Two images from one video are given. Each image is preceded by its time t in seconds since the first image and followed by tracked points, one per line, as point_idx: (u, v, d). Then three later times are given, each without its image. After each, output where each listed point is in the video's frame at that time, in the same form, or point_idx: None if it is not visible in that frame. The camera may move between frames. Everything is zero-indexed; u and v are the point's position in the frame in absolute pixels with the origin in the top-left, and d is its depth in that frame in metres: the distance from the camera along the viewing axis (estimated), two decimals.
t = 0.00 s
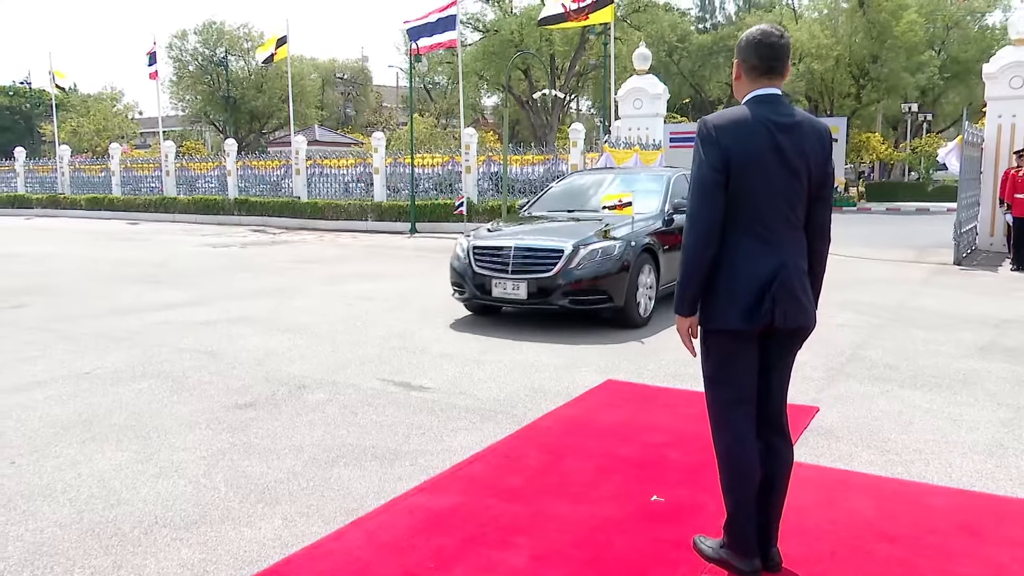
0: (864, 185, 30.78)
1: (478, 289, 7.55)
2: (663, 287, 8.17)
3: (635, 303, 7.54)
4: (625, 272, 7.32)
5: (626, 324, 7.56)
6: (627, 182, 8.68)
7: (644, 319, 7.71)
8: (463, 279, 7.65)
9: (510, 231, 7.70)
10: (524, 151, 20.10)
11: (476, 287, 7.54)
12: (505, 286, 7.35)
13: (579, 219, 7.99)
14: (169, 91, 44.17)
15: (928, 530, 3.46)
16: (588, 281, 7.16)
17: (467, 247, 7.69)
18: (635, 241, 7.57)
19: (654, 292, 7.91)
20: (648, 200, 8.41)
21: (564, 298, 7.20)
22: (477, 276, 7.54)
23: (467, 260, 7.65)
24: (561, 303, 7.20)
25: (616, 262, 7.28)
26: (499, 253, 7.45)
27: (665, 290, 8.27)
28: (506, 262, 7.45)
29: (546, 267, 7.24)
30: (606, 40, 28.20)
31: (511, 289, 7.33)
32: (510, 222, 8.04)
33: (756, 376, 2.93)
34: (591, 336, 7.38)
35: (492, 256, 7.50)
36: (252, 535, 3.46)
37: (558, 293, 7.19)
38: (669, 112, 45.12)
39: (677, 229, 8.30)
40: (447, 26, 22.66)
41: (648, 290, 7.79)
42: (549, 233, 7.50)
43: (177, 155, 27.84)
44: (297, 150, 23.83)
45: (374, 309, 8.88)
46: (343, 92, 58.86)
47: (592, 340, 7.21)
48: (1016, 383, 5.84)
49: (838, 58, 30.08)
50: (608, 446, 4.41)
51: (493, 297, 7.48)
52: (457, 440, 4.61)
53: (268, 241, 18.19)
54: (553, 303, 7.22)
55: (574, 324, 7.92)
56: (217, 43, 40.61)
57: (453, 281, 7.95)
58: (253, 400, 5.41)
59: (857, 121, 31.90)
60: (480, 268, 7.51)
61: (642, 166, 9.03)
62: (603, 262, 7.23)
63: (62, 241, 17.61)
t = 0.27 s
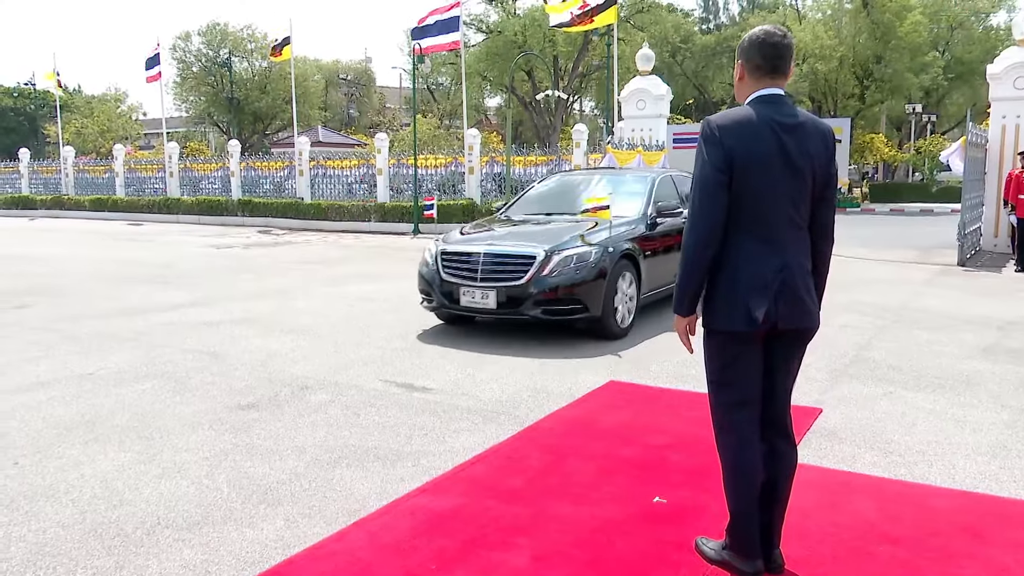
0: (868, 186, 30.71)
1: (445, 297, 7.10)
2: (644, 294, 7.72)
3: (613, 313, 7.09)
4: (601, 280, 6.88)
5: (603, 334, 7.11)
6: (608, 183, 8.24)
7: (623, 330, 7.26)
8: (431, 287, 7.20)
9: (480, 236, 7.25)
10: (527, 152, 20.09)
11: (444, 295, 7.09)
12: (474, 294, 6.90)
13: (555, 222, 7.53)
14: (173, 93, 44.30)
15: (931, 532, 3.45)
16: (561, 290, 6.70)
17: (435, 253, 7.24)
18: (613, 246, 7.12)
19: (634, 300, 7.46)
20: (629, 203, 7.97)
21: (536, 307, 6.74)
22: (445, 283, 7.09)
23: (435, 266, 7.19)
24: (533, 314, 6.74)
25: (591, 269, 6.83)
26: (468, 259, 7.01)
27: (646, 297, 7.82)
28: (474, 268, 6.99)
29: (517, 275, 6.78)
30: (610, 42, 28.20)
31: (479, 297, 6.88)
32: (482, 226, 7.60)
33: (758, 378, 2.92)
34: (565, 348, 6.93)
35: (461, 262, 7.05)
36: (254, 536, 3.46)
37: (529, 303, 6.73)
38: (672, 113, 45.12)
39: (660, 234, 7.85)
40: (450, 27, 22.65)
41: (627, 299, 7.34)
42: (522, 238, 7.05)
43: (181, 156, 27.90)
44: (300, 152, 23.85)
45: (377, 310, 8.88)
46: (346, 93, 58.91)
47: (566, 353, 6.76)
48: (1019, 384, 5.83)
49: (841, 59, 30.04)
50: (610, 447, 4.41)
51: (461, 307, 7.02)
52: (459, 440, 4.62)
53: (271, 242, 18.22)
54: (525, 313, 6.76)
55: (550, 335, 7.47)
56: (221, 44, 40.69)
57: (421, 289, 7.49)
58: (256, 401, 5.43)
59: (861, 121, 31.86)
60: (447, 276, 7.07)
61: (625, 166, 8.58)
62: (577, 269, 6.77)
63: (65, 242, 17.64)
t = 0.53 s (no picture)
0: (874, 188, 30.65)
1: (404, 308, 6.65)
2: (624, 304, 7.22)
3: (585, 325, 6.61)
4: (571, 291, 6.42)
5: (574, 349, 6.63)
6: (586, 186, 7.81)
7: (598, 343, 6.78)
8: (389, 297, 6.76)
9: (444, 243, 6.81)
10: (532, 153, 20.08)
11: (403, 306, 6.65)
12: (434, 306, 6.45)
13: (526, 228, 7.09)
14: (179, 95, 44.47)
15: (936, 533, 3.44)
16: (527, 301, 6.25)
17: (395, 261, 6.80)
18: (586, 254, 6.67)
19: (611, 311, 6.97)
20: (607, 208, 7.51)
21: (500, 320, 6.28)
22: (404, 294, 6.65)
23: (394, 275, 6.76)
24: (497, 327, 6.29)
25: (560, 279, 6.38)
26: (429, 268, 6.57)
27: (628, 307, 7.32)
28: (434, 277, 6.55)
29: (480, 285, 6.35)
30: (615, 43, 28.21)
31: (440, 309, 6.43)
32: (450, 232, 7.18)
33: (764, 380, 2.91)
34: (533, 364, 6.46)
35: (422, 270, 6.61)
36: (258, 538, 3.46)
37: (492, 315, 6.28)
38: (677, 114, 45.13)
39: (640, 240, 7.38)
40: (455, 29, 22.67)
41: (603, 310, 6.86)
42: (488, 246, 6.61)
43: (187, 158, 28.00)
44: (305, 153, 23.90)
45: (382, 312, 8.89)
46: (351, 95, 59.03)
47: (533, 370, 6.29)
48: None
49: (847, 60, 30.00)
50: (615, 448, 4.41)
51: (421, 319, 6.58)
52: (463, 442, 4.62)
53: (276, 244, 18.26)
54: (488, 327, 6.31)
55: (519, 348, 7.00)
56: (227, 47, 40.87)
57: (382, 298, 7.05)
58: (261, 402, 5.43)
59: (867, 122, 31.78)
60: (406, 285, 6.63)
61: (606, 168, 8.14)
62: (544, 279, 6.33)
63: (71, 244, 17.71)
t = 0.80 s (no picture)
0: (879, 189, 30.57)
1: (356, 322, 6.16)
2: (595, 316, 6.71)
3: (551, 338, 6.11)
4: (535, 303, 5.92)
5: (540, 365, 6.12)
6: (563, 185, 7.28)
7: (566, 359, 6.28)
8: (342, 310, 6.28)
9: (400, 250, 6.32)
10: (536, 155, 20.07)
11: (355, 320, 6.16)
12: (386, 318, 5.96)
13: (491, 234, 6.58)
14: (184, 97, 44.59)
15: (940, 536, 3.43)
16: (485, 315, 5.75)
17: (348, 271, 6.32)
18: (553, 262, 6.16)
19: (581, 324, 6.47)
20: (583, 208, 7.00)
21: (456, 335, 5.78)
22: (355, 306, 6.16)
23: (347, 286, 6.28)
24: (452, 342, 5.78)
25: (522, 290, 5.87)
26: (382, 278, 6.07)
27: (600, 319, 6.81)
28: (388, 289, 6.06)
29: (435, 296, 5.84)
30: (619, 45, 28.20)
31: (392, 322, 5.93)
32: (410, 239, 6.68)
33: (767, 383, 2.91)
34: (495, 381, 5.96)
35: (375, 280, 6.11)
36: (262, 539, 3.47)
37: (448, 329, 5.77)
38: (682, 116, 45.09)
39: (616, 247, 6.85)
40: (459, 30, 22.68)
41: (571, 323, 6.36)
42: (446, 253, 6.12)
43: (192, 160, 28.06)
44: (310, 155, 23.93)
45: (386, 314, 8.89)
46: (356, 97, 59.08)
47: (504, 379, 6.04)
48: None
49: (852, 61, 29.94)
50: (618, 450, 4.41)
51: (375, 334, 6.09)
52: (466, 444, 4.62)
53: (280, 246, 18.29)
54: (443, 342, 5.80)
55: (484, 363, 6.49)
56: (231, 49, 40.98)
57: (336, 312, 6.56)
58: (265, 404, 5.44)
59: (872, 123, 31.68)
60: (358, 297, 6.14)
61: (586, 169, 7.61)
62: (507, 290, 5.83)
63: (76, 245, 17.76)
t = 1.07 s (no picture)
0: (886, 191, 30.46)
1: (313, 333, 5.79)
2: (571, 326, 6.31)
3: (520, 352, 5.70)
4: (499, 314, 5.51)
5: (507, 381, 5.71)
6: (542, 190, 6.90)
7: (538, 373, 5.88)
8: (298, 321, 5.90)
9: (361, 258, 5.94)
10: (542, 156, 20.06)
11: (311, 331, 5.78)
12: (343, 330, 5.58)
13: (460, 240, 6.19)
14: (191, 99, 44.75)
15: (947, 539, 3.42)
16: (447, 327, 5.37)
17: (305, 280, 5.95)
18: (523, 269, 5.76)
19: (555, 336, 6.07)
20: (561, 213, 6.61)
21: (416, 349, 5.39)
22: (311, 317, 5.79)
23: (304, 296, 5.90)
24: (412, 357, 5.40)
25: (487, 301, 5.48)
26: (339, 287, 5.70)
27: (577, 329, 6.41)
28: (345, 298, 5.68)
29: (394, 307, 5.46)
30: (625, 46, 28.17)
31: (348, 334, 5.55)
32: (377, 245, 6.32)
33: (771, 385, 2.91)
34: (460, 397, 5.58)
35: (332, 289, 5.74)
36: (267, 540, 3.47)
37: (407, 342, 5.38)
38: (688, 117, 45.06)
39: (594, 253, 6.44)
40: (465, 31, 22.69)
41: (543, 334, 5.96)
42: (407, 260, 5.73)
43: (198, 162, 28.16)
44: (316, 156, 23.97)
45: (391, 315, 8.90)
46: (362, 98, 59.19)
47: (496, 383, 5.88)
48: None
49: (859, 63, 29.86)
50: (623, 452, 4.40)
51: (331, 346, 5.71)
52: (471, 445, 4.62)
53: (286, 247, 18.33)
54: (403, 356, 5.42)
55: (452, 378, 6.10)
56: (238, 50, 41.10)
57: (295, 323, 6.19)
58: (270, 405, 5.45)
59: (879, 125, 31.57)
60: (315, 307, 5.77)
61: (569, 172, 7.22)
62: (470, 300, 5.44)
63: (83, 246, 17.83)
